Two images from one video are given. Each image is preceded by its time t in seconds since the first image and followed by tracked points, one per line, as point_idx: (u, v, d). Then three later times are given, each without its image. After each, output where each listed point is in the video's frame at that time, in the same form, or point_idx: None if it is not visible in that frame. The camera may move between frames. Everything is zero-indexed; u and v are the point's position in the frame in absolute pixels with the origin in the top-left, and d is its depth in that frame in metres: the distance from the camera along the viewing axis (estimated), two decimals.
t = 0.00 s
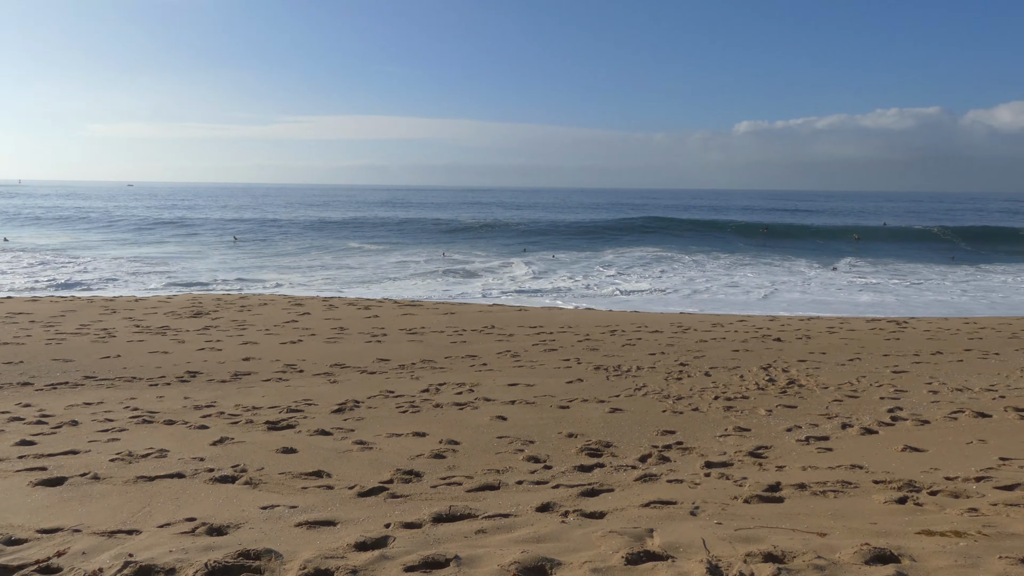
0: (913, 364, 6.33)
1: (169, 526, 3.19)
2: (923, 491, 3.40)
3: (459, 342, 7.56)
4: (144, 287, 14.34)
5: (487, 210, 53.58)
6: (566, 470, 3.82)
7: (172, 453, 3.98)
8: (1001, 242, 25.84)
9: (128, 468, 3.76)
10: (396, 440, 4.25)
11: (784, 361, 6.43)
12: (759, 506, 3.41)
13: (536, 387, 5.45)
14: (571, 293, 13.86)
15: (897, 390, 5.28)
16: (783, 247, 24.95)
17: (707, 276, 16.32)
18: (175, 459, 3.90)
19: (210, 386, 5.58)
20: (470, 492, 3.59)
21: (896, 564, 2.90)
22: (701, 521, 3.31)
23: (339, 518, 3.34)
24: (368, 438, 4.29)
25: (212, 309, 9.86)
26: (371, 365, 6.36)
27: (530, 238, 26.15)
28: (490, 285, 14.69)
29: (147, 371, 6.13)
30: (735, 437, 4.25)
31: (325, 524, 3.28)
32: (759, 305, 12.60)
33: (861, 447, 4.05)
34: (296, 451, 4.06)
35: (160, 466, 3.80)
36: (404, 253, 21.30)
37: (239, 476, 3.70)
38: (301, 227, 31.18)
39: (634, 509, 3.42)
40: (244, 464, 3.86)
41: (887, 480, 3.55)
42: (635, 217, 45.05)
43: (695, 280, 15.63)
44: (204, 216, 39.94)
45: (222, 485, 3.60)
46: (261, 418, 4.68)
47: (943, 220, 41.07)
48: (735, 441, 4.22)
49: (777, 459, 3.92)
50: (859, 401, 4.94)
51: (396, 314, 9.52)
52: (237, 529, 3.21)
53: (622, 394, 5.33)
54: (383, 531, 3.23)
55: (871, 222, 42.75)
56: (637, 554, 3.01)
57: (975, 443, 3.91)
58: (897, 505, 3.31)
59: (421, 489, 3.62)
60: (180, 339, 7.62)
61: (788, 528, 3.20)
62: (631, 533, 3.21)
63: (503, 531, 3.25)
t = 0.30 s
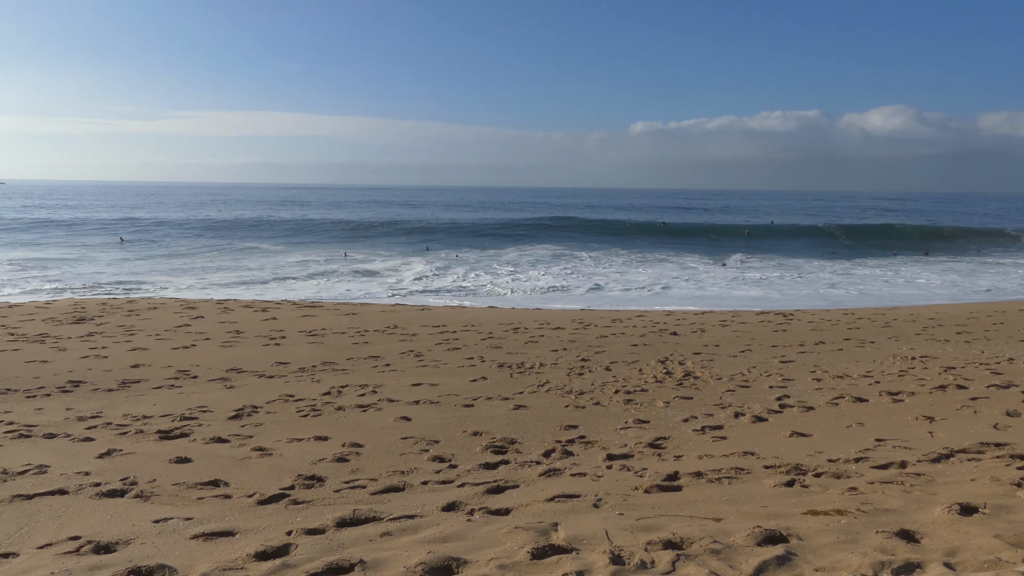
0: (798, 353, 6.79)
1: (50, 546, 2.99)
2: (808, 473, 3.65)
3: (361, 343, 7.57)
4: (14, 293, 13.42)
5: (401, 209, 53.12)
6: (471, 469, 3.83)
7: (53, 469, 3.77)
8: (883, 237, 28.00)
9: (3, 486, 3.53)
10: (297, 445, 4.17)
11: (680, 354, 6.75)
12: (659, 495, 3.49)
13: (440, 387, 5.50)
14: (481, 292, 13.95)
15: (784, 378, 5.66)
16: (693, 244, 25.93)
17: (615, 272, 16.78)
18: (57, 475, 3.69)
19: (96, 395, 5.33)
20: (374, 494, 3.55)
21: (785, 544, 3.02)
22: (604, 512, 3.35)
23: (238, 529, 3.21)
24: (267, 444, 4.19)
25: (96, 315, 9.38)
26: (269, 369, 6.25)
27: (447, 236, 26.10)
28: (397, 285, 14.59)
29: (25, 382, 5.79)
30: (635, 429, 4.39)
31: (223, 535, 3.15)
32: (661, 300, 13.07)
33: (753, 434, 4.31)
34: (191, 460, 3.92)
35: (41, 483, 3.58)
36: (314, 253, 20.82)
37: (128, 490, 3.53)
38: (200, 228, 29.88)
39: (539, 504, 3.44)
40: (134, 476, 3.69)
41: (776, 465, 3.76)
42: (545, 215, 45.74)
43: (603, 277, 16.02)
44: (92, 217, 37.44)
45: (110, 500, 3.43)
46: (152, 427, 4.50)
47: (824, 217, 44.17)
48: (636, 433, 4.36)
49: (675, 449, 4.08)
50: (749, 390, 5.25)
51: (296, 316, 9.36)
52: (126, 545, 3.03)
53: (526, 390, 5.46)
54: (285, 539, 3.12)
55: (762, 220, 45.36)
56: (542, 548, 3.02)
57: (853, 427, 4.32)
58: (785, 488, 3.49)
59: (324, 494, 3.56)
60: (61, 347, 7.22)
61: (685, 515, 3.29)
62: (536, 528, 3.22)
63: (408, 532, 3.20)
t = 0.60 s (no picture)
0: (726, 348, 7.01)
1: None
2: (736, 464, 3.75)
3: (291, 344, 7.49)
4: None
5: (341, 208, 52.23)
6: (406, 470, 3.81)
7: None
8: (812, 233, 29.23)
9: None
10: (226, 450, 4.08)
11: (612, 350, 6.89)
12: (593, 490, 3.52)
13: (372, 388, 5.48)
14: (418, 292, 13.87)
15: (712, 372, 5.84)
16: (634, 243, 26.39)
17: (554, 271, 16.92)
18: None
19: (8, 405, 5.08)
20: (307, 498, 3.48)
21: (715, 534, 3.08)
22: (539, 509, 3.35)
23: (163, 538, 3.09)
24: (194, 450, 4.08)
25: (6, 320, 8.91)
26: (196, 373, 6.11)
27: (389, 236, 25.84)
28: (332, 286, 14.37)
29: None
30: (568, 425, 4.46)
31: (147, 546, 3.03)
32: (597, 298, 13.26)
33: (683, 428, 4.41)
34: (113, 470, 3.78)
35: None
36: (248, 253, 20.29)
37: (44, 503, 3.37)
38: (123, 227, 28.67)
39: (474, 503, 3.43)
40: (51, 489, 3.53)
41: (705, 457, 3.85)
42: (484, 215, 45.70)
43: (541, 276, 16.13)
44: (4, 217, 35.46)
45: (25, 514, 3.26)
46: (70, 436, 4.32)
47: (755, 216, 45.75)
48: (569, 429, 4.42)
49: (608, 444, 4.14)
50: (679, 385, 5.40)
51: (223, 318, 9.15)
52: (40, 561, 2.88)
53: (460, 389, 5.50)
54: (213, 547, 3.01)
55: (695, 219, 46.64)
56: (477, 547, 3.01)
57: (779, 418, 4.47)
58: (714, 480, 3.58)
59: (254, 500, 3.47)
60: None
61: (618, 509, 3.32)
62: (471, 527, 3.20)
63: (342, 536, 3.14)
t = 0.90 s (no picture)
0: (675, 345, 7.14)
1: None
2: (686, 460, 3.81)
3: (238, 347, 7.37)
4: None
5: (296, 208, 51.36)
6: (357, 472, 3.78)
7: None
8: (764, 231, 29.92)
9: None
10: (172, 456, 3.99)
11: (564, 349, 6.95)
12: (546, 488, 3.54)
13: (323, 390, 5.43)
14: (369, 293, 13.75)
15: (663, 369, 5.94)
16: (592, 243, 26.58)
17: (508, 271, 16.95)
18: None
19: None
20: (256, 503, 3.42)
21: (666, 529, 3.11)
22: (492, 509, 3.35)
23: (105, 548, 2.99)
24: (138, 457, 3.98)
25: None
26: (140, 377, 5.96)
27: (345, 236, 25.54)
28: (282, 288, 14.13)
29: None
30: (520, 424, 4.48)
31: (88, 556, 2.92)
32: (551, 297, 13.32)
33: (634, 425, 4.47)
34: (52, 478, 3.66)
35: None
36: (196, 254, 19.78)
37: None
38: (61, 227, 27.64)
39: (426, 504, 3.41)
40: None
41: (656, 453, 3.91)
42: (439, 216, 45.46)
43: (495, 276, 16.13)
44: None
45: None
46: (5, 445, 4.16)
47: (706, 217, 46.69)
48: (521, 428, 4.44)
49: (560, 442, 4.17)
50: (630, 382, 5.48)
51: (168, 321, 8.94)
52: None
53: (412, 390, 5.49)
54: (158, 555, 2.92)
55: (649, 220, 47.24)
56: (430, 548, 2.98)
57: (727, 414, 4.57)
58: (665, 475, 3.62)
59: (201, 506, 3.40)
60: None
61: (571, 507, 3.34)
62: (424, 528, 3.18)
63: (292, 540, 3.08)
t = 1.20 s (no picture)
0: (635, 343, 7.22)
1: None
2: (646, 456, 3.85)
3: (194, 349, 7.25)
4: None
5: (260, 208, 50.54)
6: (318, 474, 3.75)
7: None
8: (729, 230, 30.40)
9: None
10: (126, 461, 3.91)
11: (525, 348, 6.98)
12: (507, 487, 3.54)
13: (281, 392, 5.39)
14: (329, 295, 13.62)
15: (623, 367, 6.01)
16: (558, 243, 26.68)
17: (472, 271, 16.91)
18: None
19: None
20: (214, 508, 3.37)
21: (626, 525, 3.14)
22: (453, 509, 3.34)
23: (56, 557, 2.91)
24: (91, 463, 3.89)
25: None
26: (92, 382, 5.83)
27: (308, 236, 25.22)
28: (241, 290, 13.90)
29: None
30: (482, 424, 4.50)
31: (38, 566, 2.84)
32: (514, 297, 13.34)
33: (595, 422, 4.51)
34: None
35: None
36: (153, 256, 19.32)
37: None
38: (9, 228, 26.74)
39: (387, 505, 3.39)
40: None
41: (617, 451, 3.94)
42: (403, 216, 45.30)
43: (457, 276, 16.11)
44: None
45: None
46: None
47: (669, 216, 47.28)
48: (483, 428, 4.46)
49: (521, 441, 4.19)
50: (590, 380, 5.53)
51: (121, 324, 8.75)
52: None
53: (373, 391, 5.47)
54: (112, 563, 2.85)
55: (614, 219, 47.63)
56: (392, 549, 2.95)
57: (686, 410, 4.64)
58: (625, 472, 3.66)
59: (157, 512, 3.33)
60: None
61: (533, 505, 3.34)
62: (386, 529, 3.14)
63: (251, 544, 3.03)
